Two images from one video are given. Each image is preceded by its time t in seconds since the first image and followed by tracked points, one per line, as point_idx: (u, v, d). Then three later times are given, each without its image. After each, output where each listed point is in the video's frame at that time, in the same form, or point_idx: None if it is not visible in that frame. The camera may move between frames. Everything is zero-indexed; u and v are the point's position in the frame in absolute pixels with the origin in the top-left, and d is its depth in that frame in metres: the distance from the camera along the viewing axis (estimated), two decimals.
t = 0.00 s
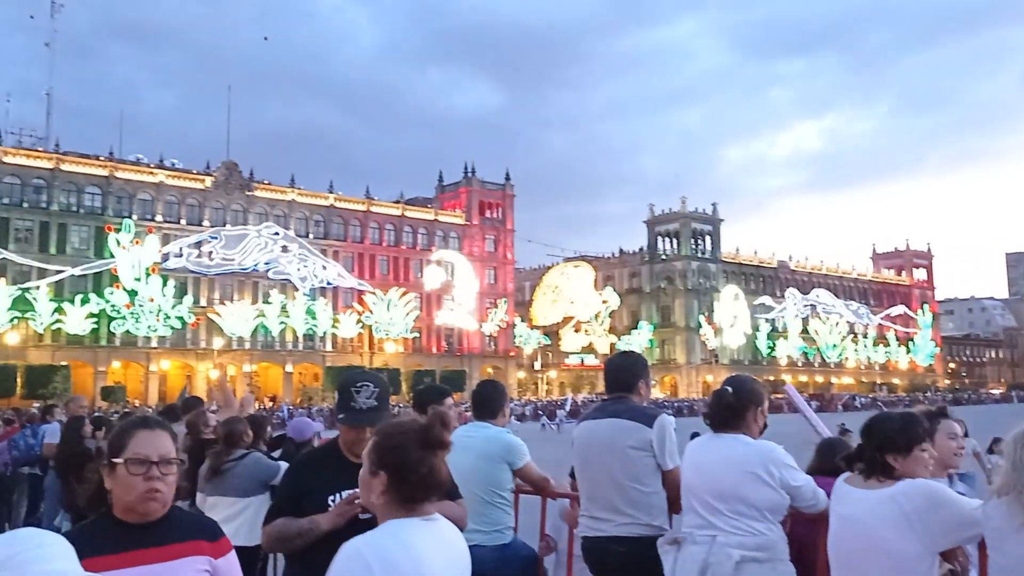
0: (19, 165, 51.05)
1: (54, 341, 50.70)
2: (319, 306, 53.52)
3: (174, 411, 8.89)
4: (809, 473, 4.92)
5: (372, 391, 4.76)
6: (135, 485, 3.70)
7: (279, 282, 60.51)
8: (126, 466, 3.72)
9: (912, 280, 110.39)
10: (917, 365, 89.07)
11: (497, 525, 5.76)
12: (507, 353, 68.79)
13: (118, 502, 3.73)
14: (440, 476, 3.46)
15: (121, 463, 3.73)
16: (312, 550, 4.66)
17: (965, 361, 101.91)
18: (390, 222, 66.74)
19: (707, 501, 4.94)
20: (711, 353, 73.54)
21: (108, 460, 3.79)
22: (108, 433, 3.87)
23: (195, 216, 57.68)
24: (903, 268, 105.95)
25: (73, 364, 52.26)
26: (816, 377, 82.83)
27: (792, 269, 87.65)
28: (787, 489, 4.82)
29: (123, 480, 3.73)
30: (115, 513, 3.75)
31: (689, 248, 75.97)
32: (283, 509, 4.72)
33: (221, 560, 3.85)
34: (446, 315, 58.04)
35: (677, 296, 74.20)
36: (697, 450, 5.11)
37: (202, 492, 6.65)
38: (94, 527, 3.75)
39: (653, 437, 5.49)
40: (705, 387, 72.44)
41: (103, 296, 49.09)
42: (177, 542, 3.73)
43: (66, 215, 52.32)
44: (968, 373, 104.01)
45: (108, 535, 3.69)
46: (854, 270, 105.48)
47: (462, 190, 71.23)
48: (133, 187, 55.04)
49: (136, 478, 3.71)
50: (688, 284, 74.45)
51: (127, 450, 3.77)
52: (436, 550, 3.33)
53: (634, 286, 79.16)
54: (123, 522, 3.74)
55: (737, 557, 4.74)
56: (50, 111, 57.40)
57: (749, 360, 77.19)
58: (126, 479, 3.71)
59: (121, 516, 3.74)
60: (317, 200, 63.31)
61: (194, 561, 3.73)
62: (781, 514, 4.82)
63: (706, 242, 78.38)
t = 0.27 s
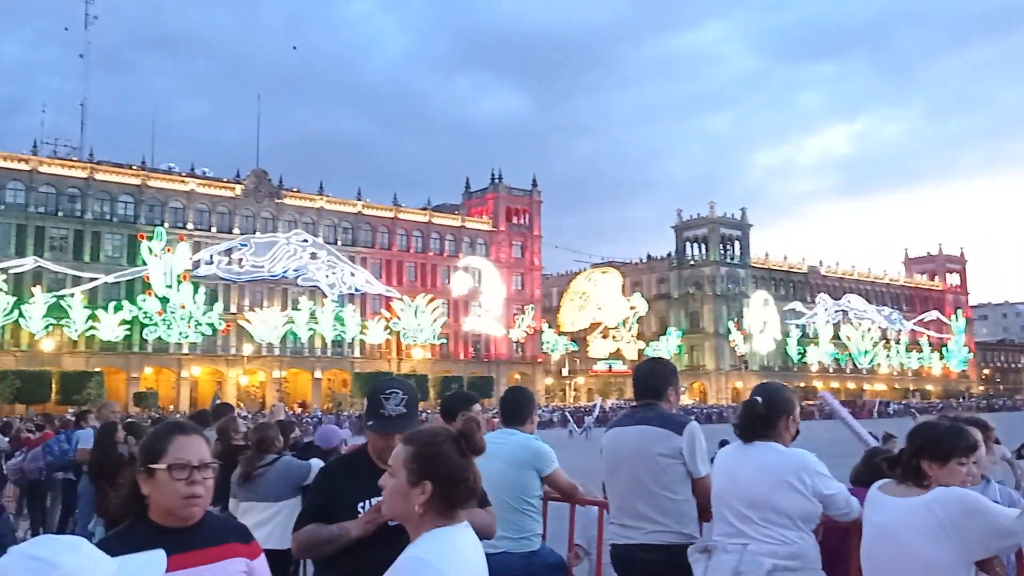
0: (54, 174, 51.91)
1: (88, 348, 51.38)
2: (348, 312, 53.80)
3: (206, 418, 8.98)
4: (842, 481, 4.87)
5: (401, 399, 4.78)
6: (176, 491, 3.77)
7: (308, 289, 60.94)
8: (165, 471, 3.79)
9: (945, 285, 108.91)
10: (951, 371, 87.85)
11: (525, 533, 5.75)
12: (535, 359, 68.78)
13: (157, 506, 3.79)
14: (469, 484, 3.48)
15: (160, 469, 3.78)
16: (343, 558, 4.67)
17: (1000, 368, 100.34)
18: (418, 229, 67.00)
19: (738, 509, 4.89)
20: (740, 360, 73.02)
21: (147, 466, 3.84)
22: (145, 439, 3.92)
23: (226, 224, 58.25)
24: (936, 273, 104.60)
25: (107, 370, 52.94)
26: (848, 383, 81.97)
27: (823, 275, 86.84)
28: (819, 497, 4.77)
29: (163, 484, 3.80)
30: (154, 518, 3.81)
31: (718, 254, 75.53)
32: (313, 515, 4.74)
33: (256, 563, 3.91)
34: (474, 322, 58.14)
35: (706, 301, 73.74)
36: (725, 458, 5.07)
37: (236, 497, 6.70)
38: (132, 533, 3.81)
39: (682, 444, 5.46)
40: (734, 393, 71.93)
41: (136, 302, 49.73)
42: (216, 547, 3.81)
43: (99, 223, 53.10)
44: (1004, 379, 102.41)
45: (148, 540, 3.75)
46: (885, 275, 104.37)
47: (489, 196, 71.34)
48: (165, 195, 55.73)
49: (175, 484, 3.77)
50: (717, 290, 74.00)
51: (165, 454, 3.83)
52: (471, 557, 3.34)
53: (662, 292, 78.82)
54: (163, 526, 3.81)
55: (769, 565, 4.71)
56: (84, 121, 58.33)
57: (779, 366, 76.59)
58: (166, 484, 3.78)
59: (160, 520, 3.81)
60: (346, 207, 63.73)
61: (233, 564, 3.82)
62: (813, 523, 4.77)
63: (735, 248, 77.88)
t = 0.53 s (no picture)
0: (81, 182, 52.57)
1: (114, 353, 51.87)
2: (370, 317, 53.96)
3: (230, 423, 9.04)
4: (868, 487, 4.82)
5: (424, 403, 4.77)
6: (220, 494, 3.80)
7: (331, 295, 61.20)
8: (205, 474, 3.82)
9: (972, 287, 107.64)
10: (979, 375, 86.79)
11: (547, 538, 5.73)
12: (557, 364, 68.65)
13: (197, 509, 3.82)
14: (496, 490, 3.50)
15: (202, 472, 3.82)
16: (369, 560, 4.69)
17: None
18: (439, 234, 67.10)
19: (763, 514, 4.85)
20: (764, 364, 72.51)
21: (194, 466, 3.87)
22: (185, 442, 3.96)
23: (249, 230, 58.63)
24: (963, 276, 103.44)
25: (133, 375, 53.41)
26: (873, 387, 81.19)
27: (847, 278, 86.09)
28: (846, 502, 4.73)
29: (204, 486, 3.83)
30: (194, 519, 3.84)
31: (741, 257, 75.09)
32: (338, 519, 4.76)
33: (292, 566, 3.96)
34: (496, 326, 58.13)
35: (729, 305, 73.30)
36: (751, 462, 5.03)
37: (262, 503, 6.72)
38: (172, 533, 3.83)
39: (707, 449, 5.42)
40: (758, 397, 71.46)
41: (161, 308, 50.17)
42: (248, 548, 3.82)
43: (125, 230, 53.64)
44: None
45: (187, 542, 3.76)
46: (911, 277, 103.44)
47: (511, 201, 71.29)
48: (189, 202, 56.19)
49: (216, 485, 3.81)
50: (740, 293, 73.57)
51: (204, 458, 3.87)
52: (505, 562, 3.35)
53: (685, 296, 78.38)
54: (204, 528, 3.83)
55: (797, 571, 4.68)
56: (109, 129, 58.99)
57: (804, 369, 75.98)
58: (205, 485, 3.81)
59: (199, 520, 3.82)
60: (368, 213, 63.98)
61: (273, 566, 3.86)
62: (841, 528, 4.74)
63: (758, 251, 77.38)
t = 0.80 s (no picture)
0: (104, 184, 53.07)
1: (136, 354, 52.27)
2: (389, 319, 54.10)
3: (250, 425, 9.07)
4: (890, 489, 4.78)
5: (444, 404, 4.77)
6: (276, 493, 3.86)
7: (350, 296, 61.42)
8: (262, 473, 3.86)
9: (995, 288, 106.58)
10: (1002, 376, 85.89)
11: (566, 539, 5.72)
12: (576, 365, 68.57)
13: (247, 509, 3.85)
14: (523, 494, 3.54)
15: (257, 472, 3.86)
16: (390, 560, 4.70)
17: None
18: (458, 235, 67.16)
19: (785, 517, 4.82)
20: (785, 365, 72.06)
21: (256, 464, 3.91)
22: (231, 437, 3.96)
23: (269, 232, 58.95)
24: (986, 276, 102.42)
25: (154, 376, 53.82)
26: (895, 389, 80.51)
27: (868, 278, 85.43)
28: (869, 504, 4.70)
29: (270, 485, 3.89)
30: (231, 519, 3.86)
31: (760, 258, 74.70)
32: (358, 520, 4.78)
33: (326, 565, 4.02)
34: (514, 327, 58.12)
35: (749, 306, 72.90)
36: (772, 465, 5.00)
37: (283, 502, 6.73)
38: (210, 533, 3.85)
39: (728, 452, 5.40)
40: (778, 399, 71.04)
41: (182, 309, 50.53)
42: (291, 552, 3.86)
43: (147, 232, 54.07)
44: None
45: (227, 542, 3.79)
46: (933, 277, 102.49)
47: (529, 202, 71.24)
48: (209, 204, 56.58)
49: (274, 485, 3.88)
50: (760, 294, 73.16)
51: (257, 458, 3.90)
52: (537, 564, 3.37)
53: (704, 297, 78.04)
54: (250, 527, 3.86)
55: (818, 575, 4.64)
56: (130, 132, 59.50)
57: (824, 371, 75.51)
58: (262, 485, 3.86)
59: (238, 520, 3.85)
60: (386, 214, 64.15)
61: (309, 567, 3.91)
62: (863, 530, 4.70)
63: (777, 252, 76.96)
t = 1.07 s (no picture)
0: (123, 186, 53.44)
1: (155, 355, 52.64)
2: (406, 319, 54.21)
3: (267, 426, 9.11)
4: (907, 490, 4.76)
5: (458, 406, 4.78)
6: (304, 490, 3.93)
7: (366, 297, 61.61)
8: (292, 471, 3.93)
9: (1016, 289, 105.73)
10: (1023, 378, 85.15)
11: (577, 540, 5.72)
12: (592, 366, 68.49)
13: (272, 509, 3.87)
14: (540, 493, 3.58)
15: (287, 470, 3.91)
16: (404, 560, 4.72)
17: None
18: (474, 236, 67.22)
19: (803, 522, 4.79)
20: (802, 366, 71.67)
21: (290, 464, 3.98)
22: (257, 433, 4.02)
23: (286, 233, 59.20)
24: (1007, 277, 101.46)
25: (172, 377, 54.18)
26: (914, 390, 79.95)
27: (887, 279, 84.80)
28: (886, 508, 4.68)
29: (300, 486, 4.00)
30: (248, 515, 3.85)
31: (778, 259, 74.32)
32: (374, 519, 4.79)
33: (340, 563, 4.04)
34: (530, 328, 58.11)
35: (766, 307, 72.54)
36: (788, 467, 4.96)
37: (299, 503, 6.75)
38: (226, 530, 3.84)
39: (744, 453, 5.39)
40: (796, 400, 70.66)
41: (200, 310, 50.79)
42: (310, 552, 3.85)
43: (165, 234, 54.44)
44: None
45: (244, 537, 3.78)
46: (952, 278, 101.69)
47: (545, 204, 71.20)
48: (227, 206, 56.91)
49: (302, 485, 3.96)
50: (777, 296, 72.75)
51: (285, 457, 3.96)
52: (554, 565, 3.39)
53: (721, 298, 77.73)
54: (271, 524, 3.88)
55: None
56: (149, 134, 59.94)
57: (842, 372, 75.05)
58: (290, 482, 3.93)
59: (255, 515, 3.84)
60: (403, 216, 64.30)
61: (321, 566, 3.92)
62: (881, 534, 4.69)
63: (795, 252, 76.47)
